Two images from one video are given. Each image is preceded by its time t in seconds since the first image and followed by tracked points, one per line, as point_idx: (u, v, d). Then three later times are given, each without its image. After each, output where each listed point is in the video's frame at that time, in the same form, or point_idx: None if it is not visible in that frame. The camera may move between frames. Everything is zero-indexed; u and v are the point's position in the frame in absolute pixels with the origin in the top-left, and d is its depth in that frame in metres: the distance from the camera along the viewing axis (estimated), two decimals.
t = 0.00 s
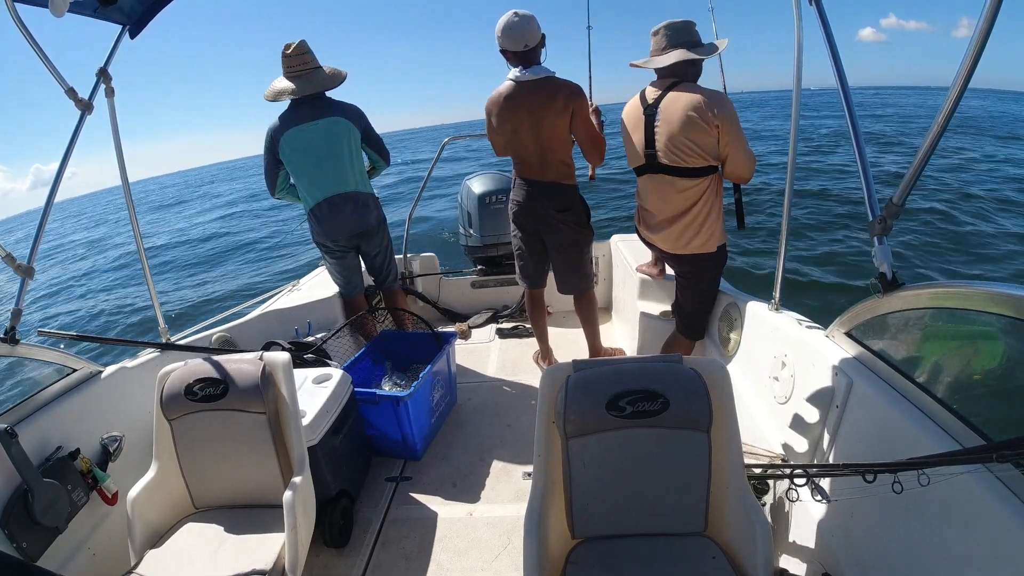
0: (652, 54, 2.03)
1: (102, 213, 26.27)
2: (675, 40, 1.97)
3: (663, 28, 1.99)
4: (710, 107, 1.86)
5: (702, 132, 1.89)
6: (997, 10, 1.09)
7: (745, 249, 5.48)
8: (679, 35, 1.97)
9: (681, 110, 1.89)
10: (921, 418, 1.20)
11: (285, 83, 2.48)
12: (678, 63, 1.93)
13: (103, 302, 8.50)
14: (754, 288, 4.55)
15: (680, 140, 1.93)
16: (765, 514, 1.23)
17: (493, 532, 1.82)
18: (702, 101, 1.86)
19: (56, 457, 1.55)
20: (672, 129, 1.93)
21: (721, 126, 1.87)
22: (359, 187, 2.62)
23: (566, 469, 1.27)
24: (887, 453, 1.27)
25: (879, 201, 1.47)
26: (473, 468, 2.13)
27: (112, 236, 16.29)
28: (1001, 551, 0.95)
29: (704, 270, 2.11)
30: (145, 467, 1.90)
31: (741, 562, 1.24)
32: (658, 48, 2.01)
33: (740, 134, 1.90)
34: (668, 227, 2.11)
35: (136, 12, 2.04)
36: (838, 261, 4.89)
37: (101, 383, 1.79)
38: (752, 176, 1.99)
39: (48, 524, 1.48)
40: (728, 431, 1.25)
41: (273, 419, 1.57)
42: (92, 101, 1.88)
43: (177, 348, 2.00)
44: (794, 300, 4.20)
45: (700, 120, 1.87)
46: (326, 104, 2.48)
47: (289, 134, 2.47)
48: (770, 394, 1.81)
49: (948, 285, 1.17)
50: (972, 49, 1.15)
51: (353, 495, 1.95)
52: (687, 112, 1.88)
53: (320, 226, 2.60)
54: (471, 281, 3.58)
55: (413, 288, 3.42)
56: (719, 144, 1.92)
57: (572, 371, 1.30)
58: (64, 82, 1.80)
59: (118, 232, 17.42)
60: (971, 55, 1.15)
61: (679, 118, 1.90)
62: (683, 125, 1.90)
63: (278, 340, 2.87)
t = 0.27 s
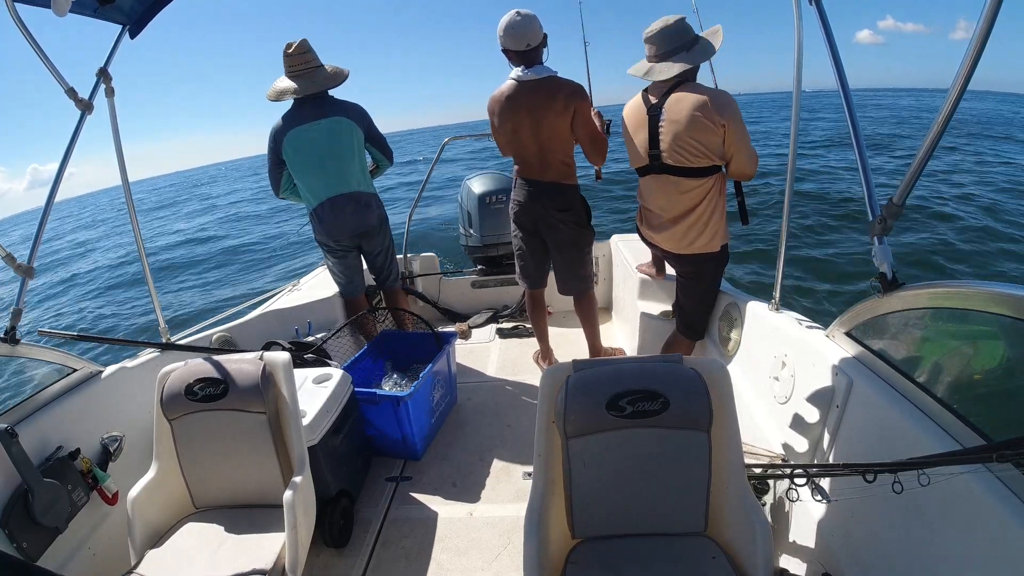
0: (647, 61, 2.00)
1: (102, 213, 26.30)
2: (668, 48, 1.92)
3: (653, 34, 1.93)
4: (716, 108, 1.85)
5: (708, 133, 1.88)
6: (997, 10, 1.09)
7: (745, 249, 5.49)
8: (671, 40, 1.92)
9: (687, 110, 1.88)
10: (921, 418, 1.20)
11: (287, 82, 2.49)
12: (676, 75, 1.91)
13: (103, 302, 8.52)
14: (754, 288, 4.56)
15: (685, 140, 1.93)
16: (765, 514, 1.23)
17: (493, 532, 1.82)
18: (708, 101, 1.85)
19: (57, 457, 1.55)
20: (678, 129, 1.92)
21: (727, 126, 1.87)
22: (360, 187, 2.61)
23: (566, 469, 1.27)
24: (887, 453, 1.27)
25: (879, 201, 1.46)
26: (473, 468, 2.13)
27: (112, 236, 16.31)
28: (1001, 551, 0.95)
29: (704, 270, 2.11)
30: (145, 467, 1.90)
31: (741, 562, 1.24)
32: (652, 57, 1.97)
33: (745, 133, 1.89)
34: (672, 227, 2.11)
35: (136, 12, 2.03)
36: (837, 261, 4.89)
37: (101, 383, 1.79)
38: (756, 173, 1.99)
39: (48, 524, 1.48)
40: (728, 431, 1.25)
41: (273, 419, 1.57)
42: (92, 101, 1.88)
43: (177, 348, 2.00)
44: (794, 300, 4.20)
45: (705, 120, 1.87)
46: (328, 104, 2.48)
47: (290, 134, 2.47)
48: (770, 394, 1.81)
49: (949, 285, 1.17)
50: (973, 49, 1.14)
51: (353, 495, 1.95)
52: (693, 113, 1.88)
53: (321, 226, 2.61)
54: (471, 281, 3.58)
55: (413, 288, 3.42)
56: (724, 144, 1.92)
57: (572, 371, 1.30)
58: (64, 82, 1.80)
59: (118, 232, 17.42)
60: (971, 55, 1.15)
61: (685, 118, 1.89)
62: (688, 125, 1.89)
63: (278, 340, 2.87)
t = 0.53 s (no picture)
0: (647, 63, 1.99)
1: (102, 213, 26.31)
2: (670, 49, 1.90)
3: (655, 35, 1.91)
4: (717, 109, 1.85)
5: (710, 135, 1.89)
6: (997, 10, 1.09)
7: (744, 249, 5.49)
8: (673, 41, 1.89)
9: (689, 112, 1.88)
10: (921, 418, 1.20)
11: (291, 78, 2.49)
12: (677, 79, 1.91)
13: (102, 302, 8.52)
14: (754, 288, 4.56)
15: (687, 142, 1.93)
16: (765, 514, 1.23)
17: (493, 532, 1.82)
18: (710, 103, 1.85)
19: (57, 457, 1.55)
20: (679, 131, 1.92)
21: (728, 128, 1.87)
22: (361, 187, 2.60)
23: (566, 469, 1.27)
24: (887, 453, 1.27)
25: (879, 201, 1.46)
26: (473, 468, 2.13)
27: (112, 236, 16.30)
28: (1001, 551, 0.95)
29: (704, 270, 2.11)
30: (145, 467, 1.90)
31: (741, 562, 1.24)
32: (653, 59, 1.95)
33: (746, 136, 1.90)
34: (672, 228, 2.11)
35: (136, 12, 2.03)
36: (837, 261, 4.90)
37: (101, 383, 1.79)
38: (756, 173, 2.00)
39: (48, 524, 1.48)
40: (728, 431, 1.25)
41: (273, 419, 1.57)
42: (92, 100, 1.88)
43: (177, 348, 2.00)
44: (794, 300, 4.20)
45: (707, 122, 1.87)
46: (333, 103, 2.49)
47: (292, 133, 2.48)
48: (770, 394, 1.82)
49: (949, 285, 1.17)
50: (972, 49, 1.14)
51: (353, 495, 1.95)
52: (695, 115, 1.88)
53: (321, 226, 2.61)
54: (471, 281, 3.58)
55: (413, 288, 3.42)
56: (725, 146, 1.93)
57: (572, 371, 1.30)
58: (63, 82, 1.80)
59: (118, 232, 17.41)
60: (971, 55, 1.15)
61: (687, 120, 1.89)
62: (690, 127, 1.89)
63: (278, 340, 2.87)
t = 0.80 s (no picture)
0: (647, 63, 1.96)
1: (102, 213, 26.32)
2: (672, 50, 1.88)
3: (657, 35, 1.89)
4: (717, 111, 1.85)
5: (709, 136, 1.89)
6: (998, 9, 1.09)
7: (744, 249, 5.49)
8: (675, 41, 1.88)
9: (688, 114, 1.88)
10: (921, 418, 1.20)
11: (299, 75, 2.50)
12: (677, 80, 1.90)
13: (103, 302, 8.52)
14: (754, 288, 4.56)
15: (686, 144, 1.92)
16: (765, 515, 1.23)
17: (493, 532, 1.82)
18: (708, 105, 1.85)
19: (57, 457, 1.55)
20: (678, 133, 1.92)
21: (727, 130, 1.87)
22: (362, 188, 2.60)
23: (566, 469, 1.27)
24: (887, 453, 1.27)
25: (879, 201, 1.46)
26: (473, 468, 2.13)
27: (112, 236, 16.31)
28: (1002, 551, 0.95)
29: (704, 270, 2.11)
30: (144, 468, 1.90)
31: (741, 562, 1.24)
32: (653, 58, 1.93)
33: (746, 137, 1.90)
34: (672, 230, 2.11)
35: (136, 12, 2.03)
36: (836, 261, 4.91)
37: (101, 383, 1.79)
38: (756, 175, 2.01)
39: (48, 525, 1.48)
40: (728, 431, 1.25)
41: (273, 419, 1.57)
42: (92, 100, 1.87)
43: (177, 348, 2.00)
44: (794, 300, 4.20)
45: (706, 124, 1.87)
46: (340, 104, 2.50)
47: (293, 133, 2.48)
48: (770, 394, 1.82)
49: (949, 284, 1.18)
50: (972, 49, 1.14)
51: (353, 495, 1.95)
52: (693, 116, 1.87)
53: (321, 226, 2.61)
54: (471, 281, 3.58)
55: (413, 288, 3.42)
56: (725, 147, 1.93)
57: (572, 371, 1.30)
58: (64, 82, 1.80)
59: (117, 232, 17.40)
60: (971, 55, 1.15)
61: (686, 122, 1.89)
62: (689, 128, 1.89)
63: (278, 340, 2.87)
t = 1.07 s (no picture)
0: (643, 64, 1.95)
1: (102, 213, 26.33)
2: (670, 50, 1.88)
3: (653, 35, 1.88)
4: (713, 111, 1.85)
5: (704, 136, 1.88)
6: (997, 10, 1.09)
7: (744, 249, 5.50)
8: (672, 41, 1.88)
9: (683, 113, 1.88)
10: (921, 418, 1.20)
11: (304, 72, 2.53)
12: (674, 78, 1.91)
13: (103, 302, 8.53)
14: (754, 288, 4.56)
15: (682, 143, 1.93)
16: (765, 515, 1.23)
17: (493, 532, 1.82)
18: (703, 104, 1.85)
19: (56, 457, 1.55)
20: (673, 133, 1.92)
21: (724, 130, 1.86)
22: (363, 188, 2.60)
23: (566, 469, 1.27)
24: (887, 453, 1.27)
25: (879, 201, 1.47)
26: (473, 468, 2.13)
27: (112, 236, 16.31)
28: (1001, 551, 0.95)
29: (704, 271, 2.11)
30: (144, 468, 1.90)
31: (741, 562, 1.24)
32: (650, 59, 1.93)
33: (743, 136, 1.89)
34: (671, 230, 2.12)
35: (136, 12, 2.03)
36: (836, 261, 4.91)
37: (101, 383, 1.78)
38: (755, 177, 1.99)
39: (48, 525, 1.48)
40: (728, 430, 1.25)
41: (273, 419, 1.57)
42: (92, 100, 1.87)
43: (176, 348, 2.00)
44: (794, 300, 4.21)
45: (701, 123, 1.86)
46: (342, 104, 2.51)
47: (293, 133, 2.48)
48: (770, 394, 1.82)
49: (948, 285, 1.18)
50: (972, 49, 1.14)
51: (353, 495, 1.95)
52: (689, 116, 1.88)
53: (320, 226, 2.61)
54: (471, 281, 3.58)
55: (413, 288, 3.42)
56: (721, 147, 1.92)
57: (572, 371, 1.30)
58: (63, 82, 1.80)
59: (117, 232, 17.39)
60: (971, 55, 1.15)
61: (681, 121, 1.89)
62: (685, 128, 1.89)
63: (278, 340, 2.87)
